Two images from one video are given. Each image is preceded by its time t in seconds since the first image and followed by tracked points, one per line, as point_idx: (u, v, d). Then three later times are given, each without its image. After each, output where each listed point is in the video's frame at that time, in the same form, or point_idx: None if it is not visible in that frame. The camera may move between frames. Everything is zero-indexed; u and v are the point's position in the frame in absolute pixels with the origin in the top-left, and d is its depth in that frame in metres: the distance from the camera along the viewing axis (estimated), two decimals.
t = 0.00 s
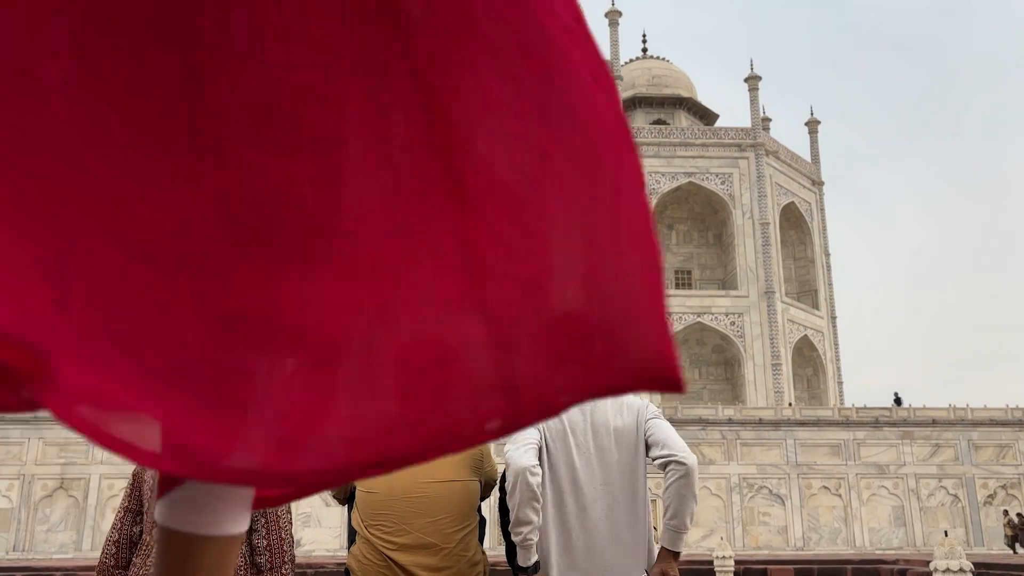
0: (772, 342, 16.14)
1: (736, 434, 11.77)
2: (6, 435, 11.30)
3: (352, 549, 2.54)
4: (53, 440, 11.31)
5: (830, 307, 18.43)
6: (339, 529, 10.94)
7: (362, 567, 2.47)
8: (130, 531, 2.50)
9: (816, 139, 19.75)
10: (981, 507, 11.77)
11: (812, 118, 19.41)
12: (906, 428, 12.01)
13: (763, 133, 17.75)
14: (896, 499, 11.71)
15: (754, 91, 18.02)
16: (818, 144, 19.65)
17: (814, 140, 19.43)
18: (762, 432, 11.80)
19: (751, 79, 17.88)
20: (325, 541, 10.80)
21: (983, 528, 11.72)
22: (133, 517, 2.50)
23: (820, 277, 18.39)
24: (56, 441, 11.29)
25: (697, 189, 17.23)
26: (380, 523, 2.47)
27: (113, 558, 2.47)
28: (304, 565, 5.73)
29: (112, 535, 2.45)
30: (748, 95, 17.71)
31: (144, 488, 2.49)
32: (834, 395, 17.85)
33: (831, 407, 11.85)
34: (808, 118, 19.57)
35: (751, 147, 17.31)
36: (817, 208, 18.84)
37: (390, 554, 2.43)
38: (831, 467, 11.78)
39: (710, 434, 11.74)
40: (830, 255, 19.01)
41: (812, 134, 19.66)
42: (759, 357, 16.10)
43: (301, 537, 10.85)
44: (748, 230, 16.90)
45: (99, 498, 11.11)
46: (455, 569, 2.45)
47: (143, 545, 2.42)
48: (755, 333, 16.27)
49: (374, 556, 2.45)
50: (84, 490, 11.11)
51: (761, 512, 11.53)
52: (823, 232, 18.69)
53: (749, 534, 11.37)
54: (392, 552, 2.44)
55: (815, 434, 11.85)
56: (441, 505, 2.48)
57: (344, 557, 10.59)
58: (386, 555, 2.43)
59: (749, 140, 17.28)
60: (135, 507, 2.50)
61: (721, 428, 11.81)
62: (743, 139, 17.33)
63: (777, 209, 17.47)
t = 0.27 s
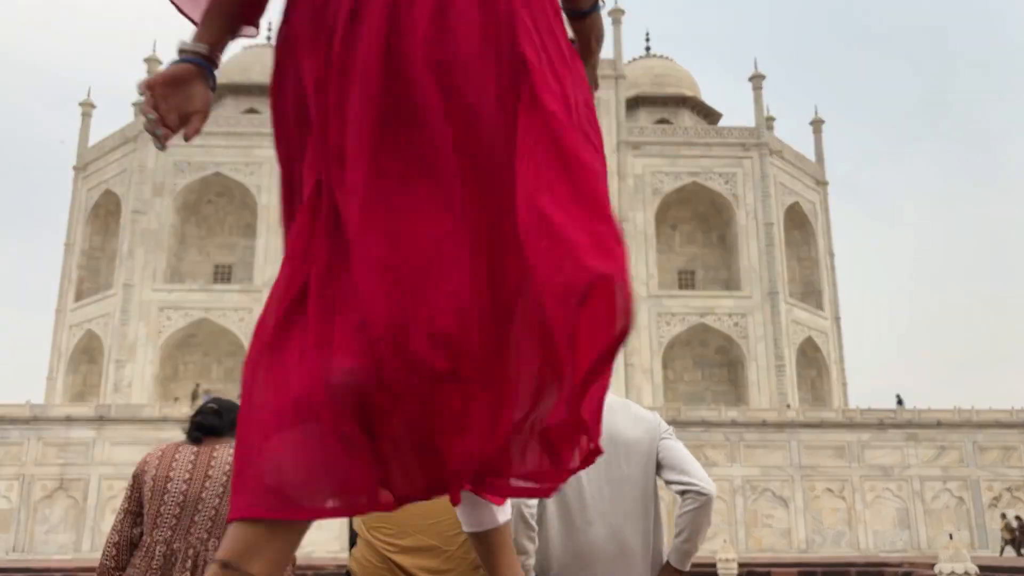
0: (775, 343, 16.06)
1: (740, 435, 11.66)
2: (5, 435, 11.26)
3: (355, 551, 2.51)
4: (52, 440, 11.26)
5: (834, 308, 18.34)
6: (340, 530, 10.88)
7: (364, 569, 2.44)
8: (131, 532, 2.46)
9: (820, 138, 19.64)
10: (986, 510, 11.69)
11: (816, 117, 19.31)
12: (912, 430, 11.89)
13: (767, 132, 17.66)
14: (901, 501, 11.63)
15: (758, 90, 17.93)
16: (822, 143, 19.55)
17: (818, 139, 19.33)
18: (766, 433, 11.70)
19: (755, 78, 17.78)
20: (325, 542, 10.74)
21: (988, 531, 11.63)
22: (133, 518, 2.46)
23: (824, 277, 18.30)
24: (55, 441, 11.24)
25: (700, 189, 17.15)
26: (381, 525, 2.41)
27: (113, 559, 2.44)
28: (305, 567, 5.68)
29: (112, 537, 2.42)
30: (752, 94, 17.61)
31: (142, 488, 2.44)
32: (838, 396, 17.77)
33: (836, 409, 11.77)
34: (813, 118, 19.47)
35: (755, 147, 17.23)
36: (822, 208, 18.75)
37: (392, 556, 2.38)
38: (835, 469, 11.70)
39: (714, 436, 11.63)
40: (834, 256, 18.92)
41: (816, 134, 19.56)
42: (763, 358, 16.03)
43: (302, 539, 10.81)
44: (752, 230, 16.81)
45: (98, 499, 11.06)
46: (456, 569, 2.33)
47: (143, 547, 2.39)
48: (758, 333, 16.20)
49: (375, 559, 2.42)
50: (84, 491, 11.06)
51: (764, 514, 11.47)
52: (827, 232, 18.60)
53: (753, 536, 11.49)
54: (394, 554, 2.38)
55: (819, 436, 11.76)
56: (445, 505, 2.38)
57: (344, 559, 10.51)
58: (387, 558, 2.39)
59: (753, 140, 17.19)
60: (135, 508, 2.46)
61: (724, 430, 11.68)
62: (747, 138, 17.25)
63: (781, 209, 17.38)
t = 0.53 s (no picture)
0: (777, 343, 16.08)
1: (741, 436, 11.64)
2: (8, 435, 11.28)
3: (355, 553, 2.49)
4: (54, 439, 11.28)
5: (835, 308, 18.35)
6: (342, 530, 10.90)
7: (366, 570, 2.42)
8: (133, 532, 2.48)
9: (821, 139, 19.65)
10: (987, 510, 11.72)
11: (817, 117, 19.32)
12: (913, 430, 11.89)
13: (768, 133, 17.67)
14: (902, 501, 11.65)
15: (760, 91, 17.95)
16: (823, 144, 19.57)
17: (820, 140, 19.35)
18: (767, 434, 11.70)
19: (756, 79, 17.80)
20: (327, 542, 10.75)
21: (989, 532, 11.65)
22: (136, 517, 2.49)
23: (825, 277, 18.31)
24: (57, 441, 11.26)
25: (702, 189, 17.16)
26: (384, 526, 2.42)
27: (115, 558, 2.46)
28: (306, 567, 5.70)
29: (115, 537, 2.44)
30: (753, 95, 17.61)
31: (146, 488, 2.47)
32: (839, 397, 17.78)
33: (837, 409, 11.78)
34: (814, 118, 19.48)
35: (756, 147, 17.24)
36: (823, 209, 18.77)
37: (394, 556, 2.39)
38: (837, 470, 11.70)
39: (715, 436, 11.61)
40: (835, 256, 18.93)
41: (817, 134, 19.57)
42: (764, 359, 16.05)
43: (304, 538, 10.82)
44: (753, 230, 16.82)
45: (100, 498, 11.07)
46: (459, 571, 2.40)
47: (145, 546, 2.41)
48: (760, 334, 16.21)
49: (377, 559, 2.41)
50: (86, 490, 11.07)
51: (765, 514, 11.46)
52: (828, 233, 18.62)
53: (753, 537, 11.39)
54: (396, 555, 2.39)
55: (821, 437, 11.77)
56: (447, 508, 2.42)
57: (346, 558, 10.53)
58: (390, 559, 2.39)
59: (754, 141, 17.22)
60: (138, 508, 2.49)
61: (726, 430, 11.65)
62: (749, 139, 17.26)
63: (782, 209, 17.39)
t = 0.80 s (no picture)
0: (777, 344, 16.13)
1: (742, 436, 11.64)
2: (12, 434, 11.35)
3: (357, 552, 2.53)
4: (58, 439, 11.34)
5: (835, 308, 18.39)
6: (344, 529, 10.94)
7: (367, 568, 2.46)
8: (141, 527, 2.55)
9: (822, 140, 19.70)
10: (987, 510, 11.77)
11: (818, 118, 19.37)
12: (914, 430, 11.93)
13: (769, 134, 17.72)
14: (902, 501, 11.69)
15: (760, 92, 18.00)
16: (823, 145, 19.62)
17: (820, 141, 19.40)
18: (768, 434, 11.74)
19: (757, 80, 17.85)
20: (329, 541, 10.78)
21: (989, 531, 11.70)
22: (144, 512, 2.56)
23: (826, 278, 18.36)
24: (61, 440, 11.32)
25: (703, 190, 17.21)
26: (385, 524, 2.47)
27: (122, 551, 2.53)
28: (309, 566, 5.75)
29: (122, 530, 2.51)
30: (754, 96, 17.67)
31: (155, 484, 2.54)
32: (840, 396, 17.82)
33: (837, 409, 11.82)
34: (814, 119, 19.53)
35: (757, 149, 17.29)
36: (823, 210, 18.82)
37: (396, 555, 2.43)
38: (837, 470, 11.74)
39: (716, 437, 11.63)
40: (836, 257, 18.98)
41: (818, 135, 19.61)
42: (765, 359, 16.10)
43: (306, 537, 10.87)
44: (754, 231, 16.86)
45: (104, 497, 11.12)
46: (460, 569, 2.45)
47: (152, 541, 2.47)
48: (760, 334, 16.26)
49: (379, 557, 2.45)
50: (90, 489, 11.13)
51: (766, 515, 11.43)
52: (828, 234, 18.67)
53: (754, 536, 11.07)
54: (398, 553, 2.43)
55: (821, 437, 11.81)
56: (447, 507, 2.47)
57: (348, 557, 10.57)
58: (391, 557, 2.43)
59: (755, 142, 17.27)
60: (146, 503, 2.56)
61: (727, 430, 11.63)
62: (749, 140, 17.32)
63: (783, 210, 17.44)
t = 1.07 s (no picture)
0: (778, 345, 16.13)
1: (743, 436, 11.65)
2: (14, 434, 11.38)
3: (357, 551, 2.54)
4: (60, 438, 11.37)
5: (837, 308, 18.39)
6: (345, 529, 10.96)
7: (367, 567, 2.47)
8: (143, 525, 2.57)
9: (822, 140, 19.71)
10: (987, 510, 11.78)
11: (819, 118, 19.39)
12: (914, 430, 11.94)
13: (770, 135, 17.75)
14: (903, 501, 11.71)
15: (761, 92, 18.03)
16: (824, 145, 19.63)
17: (820, 141, 19.41)
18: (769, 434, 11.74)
19: (758, 80, 17.85)
20: (330, 540, 10.80)
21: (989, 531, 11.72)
22: (146, 511, 2.58)
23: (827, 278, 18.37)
24: (63, 440, 11.35)
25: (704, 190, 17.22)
26: (385, 524, 2.49)
27: (124, 549, 2.55)
28: (311, 565, 5.78)
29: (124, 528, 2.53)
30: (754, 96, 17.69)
31: (157, 482, 2.57)
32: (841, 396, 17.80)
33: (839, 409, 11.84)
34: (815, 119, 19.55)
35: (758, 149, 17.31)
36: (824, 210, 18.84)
37: (397, 554, 2.45)
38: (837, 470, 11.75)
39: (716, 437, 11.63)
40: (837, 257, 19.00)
41: (818, 135, 19.62)
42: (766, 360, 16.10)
43: (308, 537, 10.89)
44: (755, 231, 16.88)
45: (106, 497, 11.15)
46: (460, 569, 2.47)
47: (154, 539, 2.49)
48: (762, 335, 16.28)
49: (380, 556, 2.46)
50: (91, 489, 11.16)
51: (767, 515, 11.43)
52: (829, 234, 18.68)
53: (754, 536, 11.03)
54: (399, 552, 2.45)
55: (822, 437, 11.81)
56: (446, 507, 2.50)
57: (350, 557, 10.59)
58: (392, 556, 2.45)
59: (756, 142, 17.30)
60: (149, 502, 2.58)
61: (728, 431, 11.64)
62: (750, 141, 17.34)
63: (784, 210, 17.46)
